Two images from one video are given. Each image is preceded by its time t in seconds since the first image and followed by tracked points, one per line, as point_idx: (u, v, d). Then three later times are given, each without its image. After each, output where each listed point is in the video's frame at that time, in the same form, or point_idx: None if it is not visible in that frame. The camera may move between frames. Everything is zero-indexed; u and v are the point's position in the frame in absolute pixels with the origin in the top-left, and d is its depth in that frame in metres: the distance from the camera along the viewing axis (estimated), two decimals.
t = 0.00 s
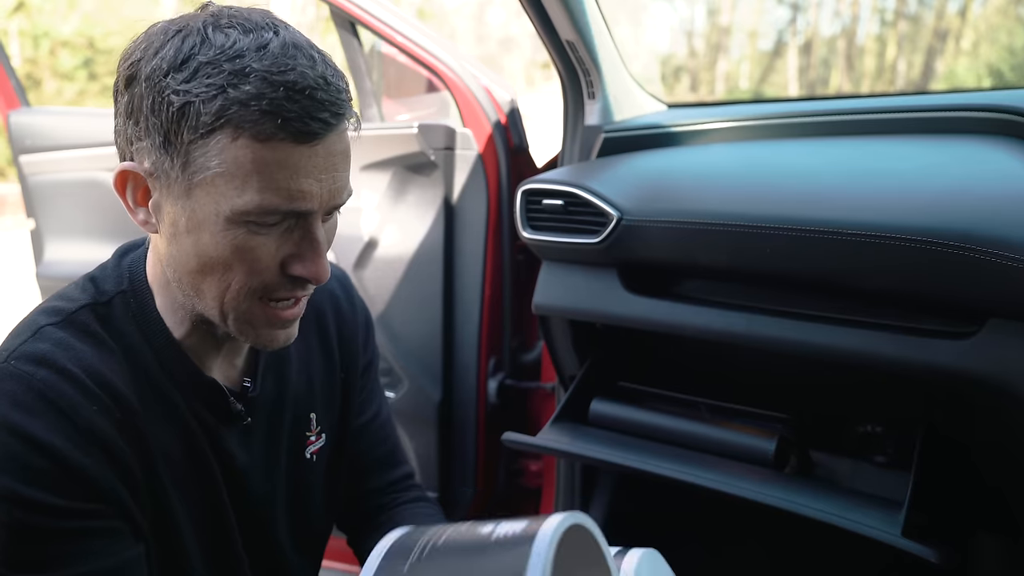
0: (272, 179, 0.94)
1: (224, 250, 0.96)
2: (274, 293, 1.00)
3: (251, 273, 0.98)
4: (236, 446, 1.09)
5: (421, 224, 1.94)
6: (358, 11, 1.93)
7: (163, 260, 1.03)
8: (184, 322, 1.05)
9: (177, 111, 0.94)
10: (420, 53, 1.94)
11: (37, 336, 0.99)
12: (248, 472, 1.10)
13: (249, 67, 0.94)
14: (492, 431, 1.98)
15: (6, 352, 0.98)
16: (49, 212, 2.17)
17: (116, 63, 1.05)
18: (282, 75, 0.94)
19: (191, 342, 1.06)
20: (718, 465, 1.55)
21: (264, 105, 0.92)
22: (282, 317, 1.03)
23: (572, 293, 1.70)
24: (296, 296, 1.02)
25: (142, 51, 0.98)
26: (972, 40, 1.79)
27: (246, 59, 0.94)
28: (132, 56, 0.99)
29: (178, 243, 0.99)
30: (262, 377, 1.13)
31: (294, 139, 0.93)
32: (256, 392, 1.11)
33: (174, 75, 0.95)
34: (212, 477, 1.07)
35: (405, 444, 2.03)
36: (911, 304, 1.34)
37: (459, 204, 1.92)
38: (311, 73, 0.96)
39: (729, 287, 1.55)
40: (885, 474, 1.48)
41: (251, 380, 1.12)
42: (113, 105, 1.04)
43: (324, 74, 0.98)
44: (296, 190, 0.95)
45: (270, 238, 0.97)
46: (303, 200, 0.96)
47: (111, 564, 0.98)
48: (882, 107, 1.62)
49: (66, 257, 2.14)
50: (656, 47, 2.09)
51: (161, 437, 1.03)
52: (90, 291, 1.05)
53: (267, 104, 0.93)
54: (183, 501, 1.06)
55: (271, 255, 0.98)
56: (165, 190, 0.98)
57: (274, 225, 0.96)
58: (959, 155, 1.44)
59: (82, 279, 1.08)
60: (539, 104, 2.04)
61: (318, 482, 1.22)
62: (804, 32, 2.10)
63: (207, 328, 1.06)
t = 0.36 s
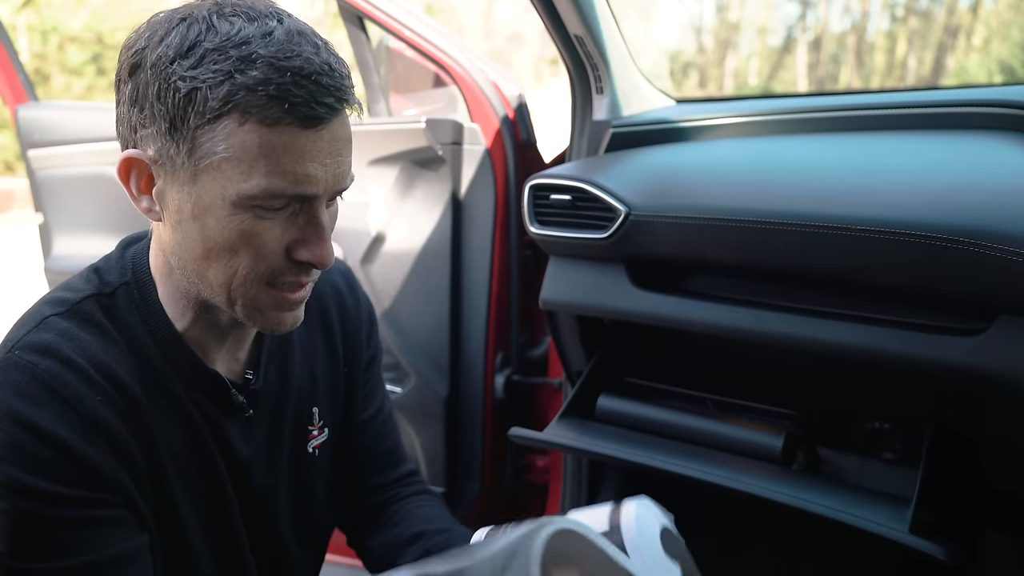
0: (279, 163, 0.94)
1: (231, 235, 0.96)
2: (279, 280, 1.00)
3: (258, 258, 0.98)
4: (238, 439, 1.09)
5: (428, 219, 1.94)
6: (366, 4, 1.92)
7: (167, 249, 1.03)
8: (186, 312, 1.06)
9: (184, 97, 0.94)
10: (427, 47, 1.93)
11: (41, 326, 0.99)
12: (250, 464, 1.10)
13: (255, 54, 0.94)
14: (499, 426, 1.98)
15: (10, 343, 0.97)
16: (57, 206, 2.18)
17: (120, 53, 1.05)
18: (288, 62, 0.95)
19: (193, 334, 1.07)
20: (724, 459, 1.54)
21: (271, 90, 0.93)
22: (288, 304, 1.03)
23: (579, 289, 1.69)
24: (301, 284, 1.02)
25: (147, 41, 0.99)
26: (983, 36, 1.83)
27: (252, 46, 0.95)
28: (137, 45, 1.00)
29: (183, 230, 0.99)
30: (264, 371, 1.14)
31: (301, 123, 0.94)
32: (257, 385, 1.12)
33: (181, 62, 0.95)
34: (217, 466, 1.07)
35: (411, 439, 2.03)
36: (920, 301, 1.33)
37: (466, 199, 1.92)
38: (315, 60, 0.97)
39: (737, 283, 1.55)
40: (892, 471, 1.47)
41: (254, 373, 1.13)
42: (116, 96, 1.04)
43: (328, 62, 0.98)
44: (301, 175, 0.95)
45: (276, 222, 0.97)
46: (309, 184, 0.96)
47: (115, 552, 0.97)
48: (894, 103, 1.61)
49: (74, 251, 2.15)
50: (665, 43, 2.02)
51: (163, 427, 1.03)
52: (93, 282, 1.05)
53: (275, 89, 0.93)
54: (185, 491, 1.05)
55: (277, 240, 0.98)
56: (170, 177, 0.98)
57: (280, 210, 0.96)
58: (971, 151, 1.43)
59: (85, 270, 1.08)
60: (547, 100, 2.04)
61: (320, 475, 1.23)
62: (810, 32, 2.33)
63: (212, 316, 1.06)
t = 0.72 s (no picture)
0: (246, 148, 0.93)
1: (208, 225, 0.96)
2: (262, 268, 1.00)
3: (238, 247, 0.97)
4: (246, 428, 1.09)
5: (440, 216, 1.94)
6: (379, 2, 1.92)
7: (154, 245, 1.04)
8: (186, 305, 1.05)
9: (152, 88, 0.94)
10: (440, 44, 1.93)
11: (48, 321, 1.00)
12: (260, 455, 1.11)
13: (218, 39, 0.94)
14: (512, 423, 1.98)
15: (19, 338, 0.99)
16: (72, 204, 2.19)
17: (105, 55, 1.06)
18: (249, 44, 0.94)
19: (195, 325, 1.06)
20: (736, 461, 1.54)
21: (232, 73, 0.92)
22: (275, 292, 1.02)
23: (593, 286, 1.69)
24: (286, 272, 1.01)
25: (121, 37, 0.99)
26: (1001, 33, 1.84)
27: (215, 33, 0.94)
28: (113, 45, 1.01)
29: (164, 223, 0.99)
30: (269, 360, 1.14)
31: (263, 105, 0.93)
32: (263, 374, 1.12)
33: (148, 53, 0.95)
34: (227, 456, 1.07)
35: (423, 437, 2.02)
36: (937, 299, 1.32)
37: (478, 196, 1.92)
38: (279, 41, 0.96)
39: (751, 281, 1.54)
40: (909, 471, 1.46)
41: (258, 363, 1.13)
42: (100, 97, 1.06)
43: (294, 42, 0.97)
44: (271, 159, 0.94)
45: (251, 210, 0.96)
46: (281, 169, 0.95)
47: (125, 546, 0.96)
48: (910, 100, 1.60)
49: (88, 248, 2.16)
50: (678, 41, 2.03)
51: (172, 419, 1.04)
52: (99, 278, 1.06)
53: (236, 73, 0.92)
54: (196, 482, 1.06)
55: (255, 227, 0.97)
56: (148, 170, 0.98)
57: (255, 197, 0.96)
58: (988, 148, 1.42)
59: (91, 266, 1.09)
60: (559, 97, 2.04)
61: (331, 463, 1.23)
62: (825, 29, 2.22)
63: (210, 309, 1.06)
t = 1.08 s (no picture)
0: (311, 137, 0.96)
1: (272, 213, 0.98)
2: (315, 256, 1.03)
3: (293, 238, 1.00)
4: (254, 427, 1.09)
5: (449, 213, 1.94)
6: None
7: (193, 241, 1.04)
8: (209, 303, 1.06)
9: (206, 84, 0.94)
10: (450, 42, 1.92)
11: (56, 319, 1.00)
12: (267, 454, 1.11)
13: (267, 34, 0.94)
14: (520, 421, 1.98)
15: (26, 336, 0.99)
16: (82, 200, 2.20)
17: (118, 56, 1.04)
18: (299, 38, 0.95)
19: (215, 320, 1.07)
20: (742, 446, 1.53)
21: (293, 66, 0.93)
22: (317, 282, 1.04)
23: (602, 284, 1.68)
24: (336, 256, 1.05)
25: (157, 34, 0.97)
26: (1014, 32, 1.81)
27: (260, 27, 0.94)
28: (139, 40, 0.98)
29: (218, 219, 0.99)
30: (279, 359, 1.14)
31: (321, 94, 0.95)
32: (273, 373, 1.12)
33: (195, 50, 0.94)
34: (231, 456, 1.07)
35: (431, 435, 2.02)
36: (949, 297, 1.31)
37: (488, 193, 1.92)
38: (326, 33, 0.97)
39: (762, 279, 1.53)
40: (918, 470, 1.45)
41: (268, 361, 1.13)
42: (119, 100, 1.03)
43: (337, 33, 0.99)
44: (332, 147, 0.97)
45: (312, 199, 0.99)
46: (340, 156, 0.98)
47: (131, 544, 0.96)
48: (921, 97, 1.60)
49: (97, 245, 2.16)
50: (688, 38, 2.03)
51: (177, 420, 1.04)
52: (109, 275, 1.05)
53: (295, 64, 0.93)
54: (203, 482, 1.06)
55: (311, 217, 1.00)
56: (198, 167, 0.98)
57: (316, 184, 0.99)
58: (1002, 145, 1.41)
59: (100, 263, 1.09)
60: (569, 95, 2.03)
61: (340, 461, 1.22)
62: (835, 27, 2.19)
63: (232, 307, 1.07)
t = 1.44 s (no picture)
0: (294, 124, 0.89)
1: (244, 198, 0.91)
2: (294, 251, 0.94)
3: (269, 226, 0.92)
4: (265, 415, 1.09)
5: (452, 209, 1.95)
6: None
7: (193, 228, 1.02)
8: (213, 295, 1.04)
9: (203, 68, 0.91)
10: (452, 37, 1.92)
11: (75, 317, 0.98)
12: (281, 442, 1.11)
13: (270, 23, 0.90)
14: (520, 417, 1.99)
15: (46, 334, 0.97)
16: (84, 195, 2.20)
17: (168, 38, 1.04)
18: (304, 27, 0.90)
19: (224, 314, 1.05)
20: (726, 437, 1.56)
21: (284, 52, 0.88)
22: (311, 282, 0.95)
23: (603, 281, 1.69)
24: (323, 261, 0.95)
25: (178, 25, 0.96)
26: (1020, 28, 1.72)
27: (268, 16, 0.90)
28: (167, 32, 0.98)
29: (201, 203, 0.96)
30: (293, 351, 1.13)
31: (314, 83, 0.88)
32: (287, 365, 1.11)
33: (202, 36, 0.91)
34: (241, 451, 1.06)
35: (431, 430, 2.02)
36: (949, 295, 1.31)
37: (489, 189, 1.91)
38: (332, 27, 0.91)
39: (762, 277, 1.53)
40: (917, 468, 1.46)
41: (282, 354, 1.12)
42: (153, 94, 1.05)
43: (346, 30, 0.93)
44: (316, 137, 0.89)
45: (294, 186, 0.91)
46: (324, 148, 0.90)
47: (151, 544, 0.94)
48: (925, 95, 1.59)
49: (99, 239, 2.16)
50: (692, 36, 2.12)
51: (192, 416, 1.03)
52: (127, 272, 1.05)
53: (293, 52, 0.88)
54: (214, 476, 1.05)
55: (294, 207, 0.91)
56: (190, 151, 0.95)
57: (297, 174, 0.91)
58: (1003, 144, 1.40)
59: (118, 261, 1.08)
60: (571, 92, 2.03)
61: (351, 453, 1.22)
62: (839, 24, 2.03)
63: (237, 298, 1.05)
